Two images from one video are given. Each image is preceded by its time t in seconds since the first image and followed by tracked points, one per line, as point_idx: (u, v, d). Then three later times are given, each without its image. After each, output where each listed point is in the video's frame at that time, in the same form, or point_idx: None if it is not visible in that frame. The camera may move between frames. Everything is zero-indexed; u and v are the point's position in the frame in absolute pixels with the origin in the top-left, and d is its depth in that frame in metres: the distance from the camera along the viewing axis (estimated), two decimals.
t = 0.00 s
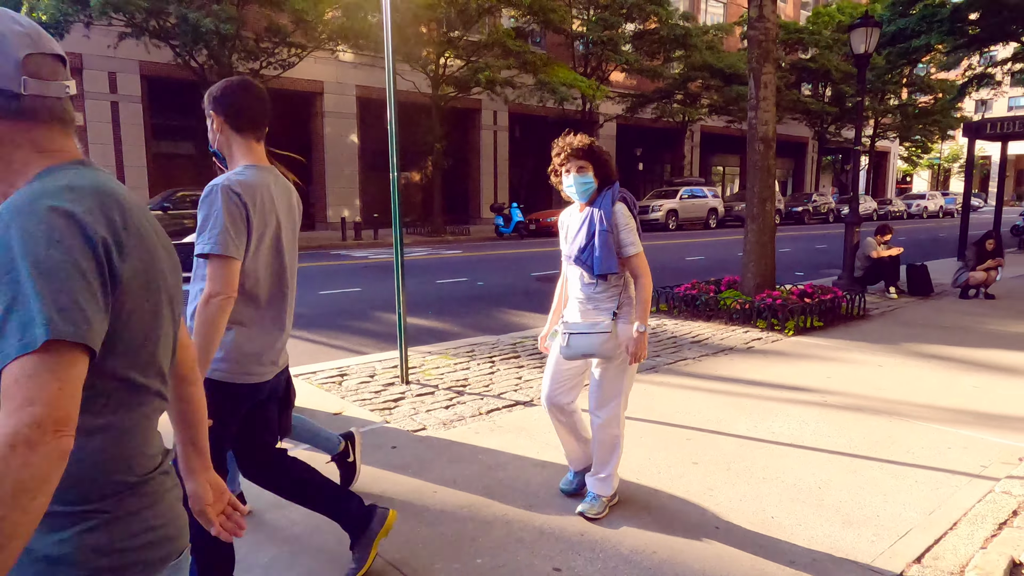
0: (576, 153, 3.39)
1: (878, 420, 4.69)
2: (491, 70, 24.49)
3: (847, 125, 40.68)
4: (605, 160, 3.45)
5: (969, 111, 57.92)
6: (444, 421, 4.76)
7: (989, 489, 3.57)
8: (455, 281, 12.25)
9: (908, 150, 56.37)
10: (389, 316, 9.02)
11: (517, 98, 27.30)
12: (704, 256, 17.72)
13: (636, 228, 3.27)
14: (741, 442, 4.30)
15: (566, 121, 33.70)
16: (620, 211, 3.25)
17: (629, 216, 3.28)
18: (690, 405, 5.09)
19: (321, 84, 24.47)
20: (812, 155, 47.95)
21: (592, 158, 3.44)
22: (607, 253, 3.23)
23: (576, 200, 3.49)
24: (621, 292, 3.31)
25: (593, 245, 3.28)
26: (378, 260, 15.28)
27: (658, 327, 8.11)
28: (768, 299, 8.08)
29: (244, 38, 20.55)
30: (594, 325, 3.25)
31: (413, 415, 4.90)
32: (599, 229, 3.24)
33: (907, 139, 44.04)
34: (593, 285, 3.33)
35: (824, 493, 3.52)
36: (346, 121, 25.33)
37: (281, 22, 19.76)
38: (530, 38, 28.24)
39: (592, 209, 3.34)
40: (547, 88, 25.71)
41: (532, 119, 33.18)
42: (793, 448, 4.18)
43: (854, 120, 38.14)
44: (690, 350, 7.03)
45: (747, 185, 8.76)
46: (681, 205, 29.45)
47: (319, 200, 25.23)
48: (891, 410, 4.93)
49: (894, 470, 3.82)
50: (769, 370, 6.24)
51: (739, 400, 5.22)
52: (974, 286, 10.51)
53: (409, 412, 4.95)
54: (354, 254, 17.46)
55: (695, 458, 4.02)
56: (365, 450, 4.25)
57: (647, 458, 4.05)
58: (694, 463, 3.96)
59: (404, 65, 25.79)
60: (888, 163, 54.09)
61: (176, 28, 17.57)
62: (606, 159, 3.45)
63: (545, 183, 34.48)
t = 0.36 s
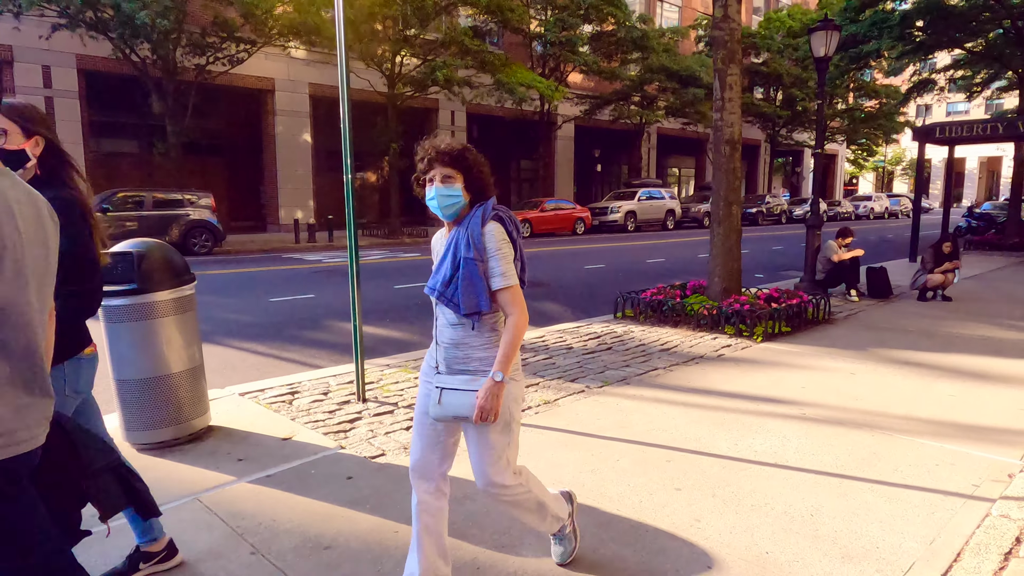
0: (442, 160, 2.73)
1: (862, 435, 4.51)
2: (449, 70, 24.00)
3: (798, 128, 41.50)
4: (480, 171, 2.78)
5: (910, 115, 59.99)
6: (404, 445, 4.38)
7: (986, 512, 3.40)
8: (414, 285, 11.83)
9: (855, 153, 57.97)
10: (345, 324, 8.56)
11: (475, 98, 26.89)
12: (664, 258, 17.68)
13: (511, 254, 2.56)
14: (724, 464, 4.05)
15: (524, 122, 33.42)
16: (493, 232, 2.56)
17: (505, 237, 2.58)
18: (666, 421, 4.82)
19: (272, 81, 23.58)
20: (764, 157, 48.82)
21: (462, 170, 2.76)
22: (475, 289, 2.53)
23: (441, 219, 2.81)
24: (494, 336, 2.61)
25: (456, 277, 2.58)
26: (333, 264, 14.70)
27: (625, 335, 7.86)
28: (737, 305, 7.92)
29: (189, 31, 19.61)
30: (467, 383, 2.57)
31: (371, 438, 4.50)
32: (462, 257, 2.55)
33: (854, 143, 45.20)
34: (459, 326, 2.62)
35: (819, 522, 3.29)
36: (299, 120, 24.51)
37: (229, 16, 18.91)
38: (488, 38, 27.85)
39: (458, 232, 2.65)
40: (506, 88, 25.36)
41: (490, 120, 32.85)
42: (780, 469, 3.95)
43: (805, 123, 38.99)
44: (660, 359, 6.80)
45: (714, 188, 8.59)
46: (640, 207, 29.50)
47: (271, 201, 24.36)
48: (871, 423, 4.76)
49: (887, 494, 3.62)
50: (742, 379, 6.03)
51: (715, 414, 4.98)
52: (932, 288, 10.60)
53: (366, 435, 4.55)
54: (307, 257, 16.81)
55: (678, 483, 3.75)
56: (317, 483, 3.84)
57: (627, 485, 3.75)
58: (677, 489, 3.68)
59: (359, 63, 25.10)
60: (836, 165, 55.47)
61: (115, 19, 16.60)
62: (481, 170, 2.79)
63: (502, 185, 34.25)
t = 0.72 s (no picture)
0: (275, 152, 2.15)
1: (858, 448, 4.33)
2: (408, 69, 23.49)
3: (753, 131, 42.18)
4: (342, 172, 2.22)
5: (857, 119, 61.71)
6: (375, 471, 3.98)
7: (1002, 535, 3.22)
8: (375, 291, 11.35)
9: (806, 157, 59.36)
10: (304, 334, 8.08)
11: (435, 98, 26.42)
12: (629, 260, 17.53)
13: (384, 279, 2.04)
14: (721, 485, 3.79)
15: (484, 124, 33.07)
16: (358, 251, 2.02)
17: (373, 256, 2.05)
18: (655, 437, 4.54)
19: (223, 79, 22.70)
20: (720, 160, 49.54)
21: (314, 166, 2.19)
22: (341, 332, 1.99)
23: (283, 231, 2.24)
24: (362, 389, 2.06)
25: (301, 312, 2.04)
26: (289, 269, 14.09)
27: (600, 341, 7.59)
28: (712, 309, 7.74)
29: (134, 24, 18.66)
30: (288, 443, 1.97)
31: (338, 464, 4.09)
32: (318, 287, 1.99)
33: (806, 146, 46.19)
34: (302, 374, 2.06)
35: (834, 552, 3.05)
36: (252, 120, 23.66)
37: (177, 8, 18.06)
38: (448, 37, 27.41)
39: (309, 249, 2.10)
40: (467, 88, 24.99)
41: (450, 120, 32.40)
42: (781, 489, 3.71)
43: (760, 126, 39.63)
44: (639, 366, 6.54)
45: (686, 190, 8.39)
46: (601, 209, 29.48)
47: (224, 203, 23.43)
48: (865, 435, 4.58)
49: (898, 516, 3.41)
50: (726, 388, 5.81)
51: (705, 427, 4.73)
52: (897, 290, 10.65)
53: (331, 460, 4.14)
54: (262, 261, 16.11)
55: (677, 509, 3.47)
56: (279, 519, 3.42)
57: (624, 512, 3.45)
58: (678, 516, 3.40)
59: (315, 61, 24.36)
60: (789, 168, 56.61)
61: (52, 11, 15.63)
62: (341, 169, 2.23)
63: (462, 187, 33.81)
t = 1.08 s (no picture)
0: None
1: (847, 459, 4.17)
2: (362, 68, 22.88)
3: (704, 135, 42.78)
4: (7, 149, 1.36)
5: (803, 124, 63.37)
6: (337, 501, 3.61)
7: (1010, 554, 3.06)
8: (330, 297, 10.85)
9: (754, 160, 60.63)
10: (254, 344, 7.59)
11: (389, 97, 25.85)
12: (588, 262, 17.39)
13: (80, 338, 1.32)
14: (715, 506, 3.55)
15: (439, 125, 32.58)
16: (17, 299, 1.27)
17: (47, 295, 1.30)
18: (637, 453, 4.28)
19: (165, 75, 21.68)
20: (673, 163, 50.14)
21: None
22: None
23: None
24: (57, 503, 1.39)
25: None
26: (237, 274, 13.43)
27: (568, 348, 7.33)
28: (680, 313, 7.57)
29: (67, 15, 17.57)
30: None
31: (293, 493, 3.69)
32: None
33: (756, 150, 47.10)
34: None
35: None
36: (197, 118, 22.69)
37: None
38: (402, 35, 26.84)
39: None
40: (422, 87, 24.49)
41: (404, 121, 31.82)
42: (777, 509, 3.50)
43: (711, 130, 40.26)
44: (610, 374, 6.30)
45: (654, 192, 8.21)
46: (557, 211, 29.38)
47: (167, 205, 22.36)
48: (852, 446, 4.42)
49: (902, 536, 3.23)
50: (703, 396, 5.61)
51: (689, 441, 4.50)
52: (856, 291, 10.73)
53: (286, 489, 3.74)
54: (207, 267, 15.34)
55: (672, 536, 3.22)
56: (228, 560, 3.02)
57: (616, 542, 3.17)
58: (673, 545, 3.14)
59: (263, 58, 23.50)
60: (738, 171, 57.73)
61: None
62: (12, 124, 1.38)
63: (417, 189, 33.23)
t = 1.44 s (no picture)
0: None
1: (824, 468, 4.03)
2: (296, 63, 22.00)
3: (642, 137, 43.37)
4: None
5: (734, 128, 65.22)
6: (282, 538, 3.20)
7: (1004, 569, 2.95)
8: (265, 303, 10.22)
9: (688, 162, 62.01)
10: (182, 356, 7.00)
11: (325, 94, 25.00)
12: (533, 264, 17.17)
13: None
14: (700, 526, 3.32)
15: (377, 123, 31.84)
16: None
17: None
18: (610, 468, 4.03)
19: (81, 66, 20.27)
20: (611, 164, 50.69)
21: None
22: None
23: None
24: None
25: None
26: (162, 279, 12.57)
27: (521, 355, 7.06)
28: (635, 317, 7.41)
29: None
30: None
31: (230, 531, 3.26)
32: None
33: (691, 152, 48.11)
34: None
35: None
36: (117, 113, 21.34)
37: None
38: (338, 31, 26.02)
39: None
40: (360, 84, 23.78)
41: (341, 119, 30.95)
42: (763, 527, 3.31)
43: (648, 132, 40.81)
44: (568, 382, 6.05)
45: (606, 192, 8.03)
46: (498, 212, 29.14)
47: (84, 205, 20.97)
48: (825, 453, 4.30)
49: (894, 553, 3.08)
50: (666, 404, 5.43)
51: (660, 453, 4.28)
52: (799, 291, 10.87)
53: (223, 527, 3.30)
54: (128, 271, 14.34)
55: (657, 565, 2.98)
56: None
57: (599, 575, 2.90)
58: None
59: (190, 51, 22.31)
60: (673, 173, 58.91)
61: None
62: None
63: (354, 189, 32.39)
